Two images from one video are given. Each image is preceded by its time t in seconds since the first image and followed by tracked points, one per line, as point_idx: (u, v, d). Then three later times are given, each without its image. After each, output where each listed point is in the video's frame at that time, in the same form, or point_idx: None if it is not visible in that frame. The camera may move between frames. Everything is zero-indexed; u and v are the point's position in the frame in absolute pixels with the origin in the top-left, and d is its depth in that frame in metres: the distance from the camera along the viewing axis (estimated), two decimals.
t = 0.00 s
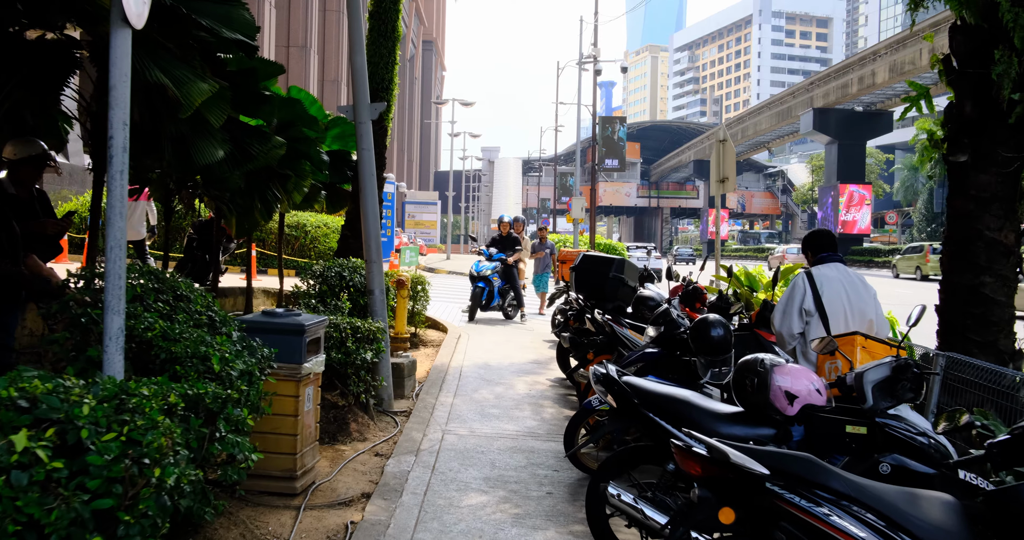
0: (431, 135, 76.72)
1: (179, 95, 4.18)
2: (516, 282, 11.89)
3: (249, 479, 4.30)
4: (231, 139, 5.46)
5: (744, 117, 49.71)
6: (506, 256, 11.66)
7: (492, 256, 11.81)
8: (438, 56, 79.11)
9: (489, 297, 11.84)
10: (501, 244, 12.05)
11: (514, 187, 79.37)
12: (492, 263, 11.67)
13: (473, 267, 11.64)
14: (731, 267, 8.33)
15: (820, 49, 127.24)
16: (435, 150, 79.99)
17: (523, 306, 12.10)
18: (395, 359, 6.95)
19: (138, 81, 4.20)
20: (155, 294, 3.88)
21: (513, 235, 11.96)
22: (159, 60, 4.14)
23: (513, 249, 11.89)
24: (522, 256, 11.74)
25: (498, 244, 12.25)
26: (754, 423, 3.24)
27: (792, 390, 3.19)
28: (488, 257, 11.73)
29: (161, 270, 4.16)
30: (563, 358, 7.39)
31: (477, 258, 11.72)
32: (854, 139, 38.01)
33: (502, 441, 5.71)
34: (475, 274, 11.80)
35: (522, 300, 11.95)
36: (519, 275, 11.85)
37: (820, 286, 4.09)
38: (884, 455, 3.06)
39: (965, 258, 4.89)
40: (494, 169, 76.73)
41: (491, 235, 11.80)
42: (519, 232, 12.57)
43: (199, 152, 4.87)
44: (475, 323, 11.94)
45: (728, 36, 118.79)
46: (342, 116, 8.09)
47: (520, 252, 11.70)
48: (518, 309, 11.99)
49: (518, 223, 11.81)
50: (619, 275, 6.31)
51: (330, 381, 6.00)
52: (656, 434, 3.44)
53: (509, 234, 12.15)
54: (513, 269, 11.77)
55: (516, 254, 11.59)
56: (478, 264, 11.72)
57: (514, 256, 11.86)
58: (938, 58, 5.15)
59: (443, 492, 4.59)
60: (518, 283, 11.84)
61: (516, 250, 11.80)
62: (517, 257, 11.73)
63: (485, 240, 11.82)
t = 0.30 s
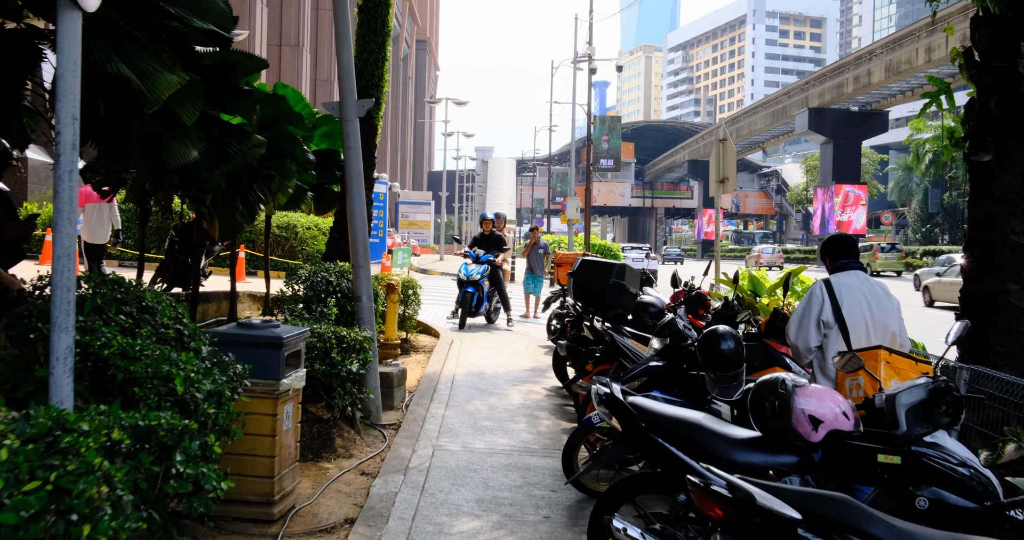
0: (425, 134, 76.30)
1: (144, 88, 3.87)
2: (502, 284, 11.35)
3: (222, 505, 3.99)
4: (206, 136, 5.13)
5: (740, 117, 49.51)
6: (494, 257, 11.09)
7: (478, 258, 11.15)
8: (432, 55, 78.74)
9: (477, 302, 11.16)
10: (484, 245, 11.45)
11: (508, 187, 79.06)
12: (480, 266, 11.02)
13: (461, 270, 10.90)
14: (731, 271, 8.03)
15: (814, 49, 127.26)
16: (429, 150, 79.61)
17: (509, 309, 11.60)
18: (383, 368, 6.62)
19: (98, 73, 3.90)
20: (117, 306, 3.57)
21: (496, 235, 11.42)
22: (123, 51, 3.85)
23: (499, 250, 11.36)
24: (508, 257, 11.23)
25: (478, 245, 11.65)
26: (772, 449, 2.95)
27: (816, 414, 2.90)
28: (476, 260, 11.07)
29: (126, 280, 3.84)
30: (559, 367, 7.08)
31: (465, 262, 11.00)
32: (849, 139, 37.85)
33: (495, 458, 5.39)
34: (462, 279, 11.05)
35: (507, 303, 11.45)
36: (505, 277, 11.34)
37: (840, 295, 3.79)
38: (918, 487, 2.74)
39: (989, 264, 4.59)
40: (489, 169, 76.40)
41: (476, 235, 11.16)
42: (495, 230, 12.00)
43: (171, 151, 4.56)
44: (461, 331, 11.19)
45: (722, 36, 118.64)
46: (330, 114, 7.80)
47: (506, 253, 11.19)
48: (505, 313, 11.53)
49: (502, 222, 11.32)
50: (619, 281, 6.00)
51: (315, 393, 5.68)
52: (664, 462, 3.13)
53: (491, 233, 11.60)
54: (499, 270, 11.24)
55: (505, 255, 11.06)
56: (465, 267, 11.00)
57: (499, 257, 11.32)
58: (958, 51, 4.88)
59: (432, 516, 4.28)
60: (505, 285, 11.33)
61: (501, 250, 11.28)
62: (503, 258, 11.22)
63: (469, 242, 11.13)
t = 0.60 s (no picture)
0: (414, 134, 75.83)
1: (95, 73, 3.54)
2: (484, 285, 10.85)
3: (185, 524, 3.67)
4: (172, 125, 4.79)
5: (729, 117, 49.38)
6: (477, 258, 10.60)
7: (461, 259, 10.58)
8: (421, 53, 78.28)
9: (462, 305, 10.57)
10: (464, 245, 10.93)
11: (498, 188, 78.70)
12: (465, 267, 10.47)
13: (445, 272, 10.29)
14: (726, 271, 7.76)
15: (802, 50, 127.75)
16: (418, 150, 79.12)
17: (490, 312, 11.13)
18: (363, 373, 6.28)
19: (46, 55, 3.57)
20: (64, 309, 3.23)
21: (476, 234, 10.93)
22: (73, 31, 3.54)
23: (482, 249, 10.90)
24: (489, 256, 10.77)
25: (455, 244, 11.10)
26: (785, 468, 2.67)
27: (837, 429, 2.60)
28: (460, 262, 10.50)
29: (76, 280, 3.50)
30: (550, 371, 6.78)
31: (449, 264, 10.40)
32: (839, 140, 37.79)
33: (482, 468, 5.08)
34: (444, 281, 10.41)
35: (491, 305, 10.95)
36: (488, 278, 10.90)
37: (853, 296, 3.52)
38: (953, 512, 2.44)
39: (1007, 264, 4.32)
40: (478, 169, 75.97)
41: (456, 234, 10.61)
42: (470, 230, 11.50)
43: (132, 142, 4.21)
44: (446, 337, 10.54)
45: (711, 38, 118.82)
46: (313, 109, 7.58)
47: (487, 252, 10.72)
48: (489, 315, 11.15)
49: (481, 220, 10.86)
50: (613, 282, 5.72)
51: (291, 400, 5.36)
52: (668, 483, 2.81)
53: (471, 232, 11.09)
54: (482, 271, 10.77)
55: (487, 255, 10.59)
56: (449, 269, 10.40)
57: (480, 257, 10.83)
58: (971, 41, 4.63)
59: (413, 534, 3.96)
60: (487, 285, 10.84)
61: (482, 250, 10.80)
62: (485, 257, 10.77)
63: (450, 242, 10.53)
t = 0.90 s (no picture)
0: (402, 133, 75.31)
1: (35, 61, 3.18)
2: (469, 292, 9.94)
3: None
4: (131, 119, 4.42)
5: (718, 117, 49.29)
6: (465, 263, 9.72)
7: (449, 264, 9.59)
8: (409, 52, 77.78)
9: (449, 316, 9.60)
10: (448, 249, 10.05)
11: (486, 187, 78.34)
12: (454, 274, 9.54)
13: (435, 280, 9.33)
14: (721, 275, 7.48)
15: (789, 50, 128.12)
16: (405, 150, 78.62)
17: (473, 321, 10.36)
18: (342, 384, 5.92)
19: None
20: None
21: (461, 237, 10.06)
22: (10, 13, 3.18)
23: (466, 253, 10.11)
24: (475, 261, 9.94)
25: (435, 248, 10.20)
26: (807, 505, 2.36)
27: (868, 461, 2.29)
28: (448, 267, 9.53)
29: (14, 291, 3.12)
30: (539, 381, 6.47)
31: (438, 270, 9.40)
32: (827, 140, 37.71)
33: (467, 489, 4.75)
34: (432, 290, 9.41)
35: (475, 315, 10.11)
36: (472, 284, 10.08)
37: (872, 307, 3.24)
38: None
39: None
40: (466, 169, 75.57)
41: (440, 237, 9.69)
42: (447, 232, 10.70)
43: (84, 138, 3.85)
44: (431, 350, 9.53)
45: (698, 38, 118.95)
46: (291, 107, 7.24)
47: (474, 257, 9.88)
48: (471, 322, 10.68)
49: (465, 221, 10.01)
50: (606, 289, 5.39)
51: (264, 415, 5.01)
52: (674, 522, 2.53)
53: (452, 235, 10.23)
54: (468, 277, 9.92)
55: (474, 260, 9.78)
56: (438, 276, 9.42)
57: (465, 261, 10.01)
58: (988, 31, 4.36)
59: None
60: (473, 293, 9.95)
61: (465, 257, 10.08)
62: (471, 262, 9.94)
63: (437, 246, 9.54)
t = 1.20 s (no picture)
0: (394, 132, 74.83)
1: None
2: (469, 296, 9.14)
3: None
4: (97, 101, 4.09)
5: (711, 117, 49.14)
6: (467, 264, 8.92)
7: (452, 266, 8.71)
8: (401, 50, 77.43)
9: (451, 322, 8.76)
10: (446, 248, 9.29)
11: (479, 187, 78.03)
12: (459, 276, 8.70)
13: (441, 283, 8.45)
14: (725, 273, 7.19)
15: (781, 50, 128.27)
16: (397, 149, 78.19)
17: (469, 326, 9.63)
18: (329, 386, 5.59)
19: None
20: None
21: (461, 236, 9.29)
22: None
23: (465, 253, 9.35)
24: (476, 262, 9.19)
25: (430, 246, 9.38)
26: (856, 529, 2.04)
27: (929, 480, 1.95)
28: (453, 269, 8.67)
29: None
30: (538, 383, 6.16)
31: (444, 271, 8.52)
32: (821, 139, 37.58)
33: (462, 499, 4.43)
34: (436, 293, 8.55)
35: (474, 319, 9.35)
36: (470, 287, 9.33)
37: (912, 304, 2.95)
38: None
39: None
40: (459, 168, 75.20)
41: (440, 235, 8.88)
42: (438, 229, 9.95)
43: (43, 116, 3.60)
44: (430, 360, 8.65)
45: (691, 38, 118.83)
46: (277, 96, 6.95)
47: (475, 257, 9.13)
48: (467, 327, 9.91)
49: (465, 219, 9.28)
50: (612, 285, 5.06)
51: (246, 420, 4.68)
52: None
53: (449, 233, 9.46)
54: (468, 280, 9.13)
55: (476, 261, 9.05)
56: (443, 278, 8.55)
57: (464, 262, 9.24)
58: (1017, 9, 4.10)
59: None
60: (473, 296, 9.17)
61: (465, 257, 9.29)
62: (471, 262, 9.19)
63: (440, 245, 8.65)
